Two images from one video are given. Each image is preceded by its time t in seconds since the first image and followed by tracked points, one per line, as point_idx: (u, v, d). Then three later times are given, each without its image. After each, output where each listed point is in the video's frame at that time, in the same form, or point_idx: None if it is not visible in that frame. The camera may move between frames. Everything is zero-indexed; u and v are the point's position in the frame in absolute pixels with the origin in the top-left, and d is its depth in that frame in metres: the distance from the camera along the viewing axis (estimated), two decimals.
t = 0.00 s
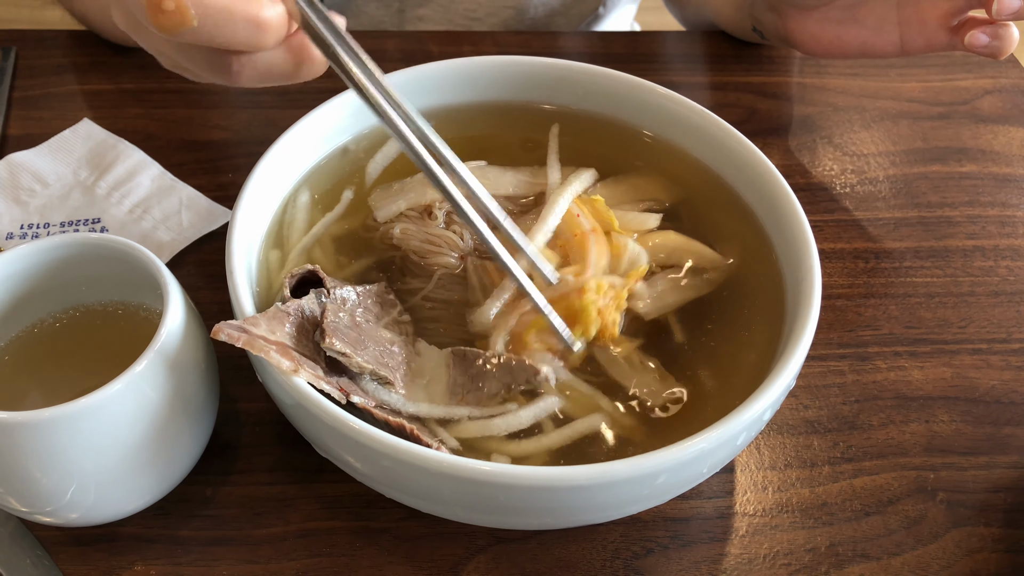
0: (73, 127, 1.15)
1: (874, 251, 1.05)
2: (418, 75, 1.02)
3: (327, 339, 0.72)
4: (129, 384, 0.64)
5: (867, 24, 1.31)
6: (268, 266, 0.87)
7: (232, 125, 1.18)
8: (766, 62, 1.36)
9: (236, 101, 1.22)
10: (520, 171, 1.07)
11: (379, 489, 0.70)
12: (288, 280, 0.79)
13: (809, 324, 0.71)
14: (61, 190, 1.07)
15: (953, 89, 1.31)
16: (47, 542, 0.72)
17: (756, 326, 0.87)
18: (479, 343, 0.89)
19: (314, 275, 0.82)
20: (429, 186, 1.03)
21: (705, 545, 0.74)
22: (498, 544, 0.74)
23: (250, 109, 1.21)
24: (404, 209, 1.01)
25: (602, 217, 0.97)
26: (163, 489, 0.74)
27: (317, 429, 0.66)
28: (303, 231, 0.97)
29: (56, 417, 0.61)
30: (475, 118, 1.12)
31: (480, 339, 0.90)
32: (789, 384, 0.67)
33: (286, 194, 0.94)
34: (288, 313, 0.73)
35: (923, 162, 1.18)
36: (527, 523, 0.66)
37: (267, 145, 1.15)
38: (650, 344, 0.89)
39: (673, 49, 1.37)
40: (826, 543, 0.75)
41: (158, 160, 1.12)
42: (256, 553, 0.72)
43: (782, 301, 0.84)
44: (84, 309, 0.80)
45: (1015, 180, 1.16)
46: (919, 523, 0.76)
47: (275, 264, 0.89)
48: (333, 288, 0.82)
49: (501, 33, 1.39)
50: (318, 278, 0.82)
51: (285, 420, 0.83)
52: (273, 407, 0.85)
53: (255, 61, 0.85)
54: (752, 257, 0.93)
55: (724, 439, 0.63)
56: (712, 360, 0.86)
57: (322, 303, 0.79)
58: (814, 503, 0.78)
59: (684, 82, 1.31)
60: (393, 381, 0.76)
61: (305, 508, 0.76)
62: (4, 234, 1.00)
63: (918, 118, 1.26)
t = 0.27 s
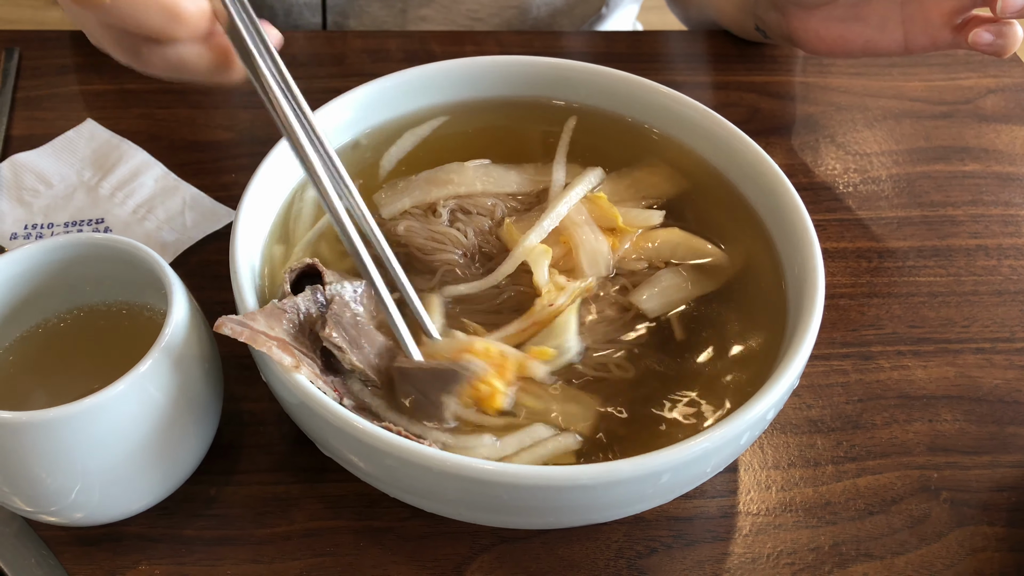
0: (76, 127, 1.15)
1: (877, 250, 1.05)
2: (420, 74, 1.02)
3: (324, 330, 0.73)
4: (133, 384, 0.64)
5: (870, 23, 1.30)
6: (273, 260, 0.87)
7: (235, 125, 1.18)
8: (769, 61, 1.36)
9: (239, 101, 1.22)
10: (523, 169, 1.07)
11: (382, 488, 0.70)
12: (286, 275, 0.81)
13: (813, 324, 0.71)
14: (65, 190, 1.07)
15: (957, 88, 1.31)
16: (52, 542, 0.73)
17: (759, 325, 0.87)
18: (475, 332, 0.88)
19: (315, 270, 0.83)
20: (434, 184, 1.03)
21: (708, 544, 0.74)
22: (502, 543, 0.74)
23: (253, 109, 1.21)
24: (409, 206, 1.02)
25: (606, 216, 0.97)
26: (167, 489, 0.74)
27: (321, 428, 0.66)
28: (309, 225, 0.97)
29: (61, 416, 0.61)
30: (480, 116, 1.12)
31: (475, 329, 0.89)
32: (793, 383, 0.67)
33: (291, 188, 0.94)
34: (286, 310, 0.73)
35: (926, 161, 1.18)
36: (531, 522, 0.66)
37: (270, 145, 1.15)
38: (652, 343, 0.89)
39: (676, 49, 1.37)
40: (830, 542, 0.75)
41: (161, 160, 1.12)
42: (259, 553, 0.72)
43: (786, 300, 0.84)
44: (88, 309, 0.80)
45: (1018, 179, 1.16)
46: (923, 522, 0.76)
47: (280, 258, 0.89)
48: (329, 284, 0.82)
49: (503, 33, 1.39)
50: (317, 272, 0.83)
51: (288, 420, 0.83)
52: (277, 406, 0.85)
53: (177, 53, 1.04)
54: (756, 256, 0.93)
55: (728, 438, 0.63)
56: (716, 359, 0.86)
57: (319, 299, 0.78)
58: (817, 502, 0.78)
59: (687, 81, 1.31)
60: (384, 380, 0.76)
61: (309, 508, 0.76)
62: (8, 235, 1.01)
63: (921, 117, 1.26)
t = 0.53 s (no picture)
0: (78, 127, 1.15)
1: (879, 250, 1.05)
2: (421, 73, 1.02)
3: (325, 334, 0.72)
4: (135, 385, 0.64)
5: (871, 22, 1.31)
6: (277, 261, 0.88)
7: (237, 125, 1.18)
8: (770, 62, 1.36)
9: (240, 101, 1.22)
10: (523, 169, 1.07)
11: (385, 490, 0.70)
12: (285, 275, 0.80)
13: (815, 324, 0.71)
14: (66, 190, 1.07)
15: (958, 88, 1.31)
16: (53, 542, 0.73)
17: (761, 325, 0.87)
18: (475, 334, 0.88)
19: (314, 270, 0.83)
20: (438, 185, 1.03)
21: (710, 545, 0.74)
22: (504, 544, 0.74)
23: (254, 109, 1.21)
24: (414, 207, 1.02)
25: (610, 215, 0.98)
26: (169, 490, 0.74)
27: (323, 429, 0.66)
28: (314, 225, 0.98)
29: (62, 417, 0.61)
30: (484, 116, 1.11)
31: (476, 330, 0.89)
32: (795, 383, 0.67)
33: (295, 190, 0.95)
34: (288, 310, 0.72)
35: (928, 161, 1.18)
36: (533, 523, 0.66)
37: (271, 146, 1.15)
38: (654, 346, 0.89)
39: (677, 49, 1.37)
40: (832, 543, 0.74)
41: (163, 160, 1.12)
42: (261, 554, 0.72)
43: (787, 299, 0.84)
44: (90, 310, 0.80)
45: (1020, 179, 1.16)
46: (925, 523, 0.76)
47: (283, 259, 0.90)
48: (330, 285, 0.82)
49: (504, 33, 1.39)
50: (317, 273, 0.83)
51: (290, 421, 0.83)
52: (278, 407, 0.85)
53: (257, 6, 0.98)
54: (757, 257, 0.93)
55: (731, 438, 0.63)
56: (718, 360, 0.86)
57: (318, 300, 0.78)
58: (819, 502, 0.78)
59: (688, 81, 1.31)
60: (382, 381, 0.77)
61: (310, 508, 0.76)
62: (9, 235, 1.01)
63: (922, 117, 1.26)
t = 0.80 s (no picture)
0: (78, 126, 1.15)
1: (880, 250, 1.05)
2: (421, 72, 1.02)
3: (326, 326, 0.72)
4: (136, 384, 0.64)
5: (871, 23, 1.30)
6: (277, 260, 0.88)
7: (237, 124, 1.18)
8: (771, 61, 1.36)
9: (241, 100, 1.22)
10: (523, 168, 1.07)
11: (386, 489, 0.70)
12: (287, 275, 0.79)
13: (816, 323, 0.71)
14: (67, 189, 1.07)
15: (959, 88, 1.31)
16: (54, 541, 0.72)
17: (764, 326, 0.86)
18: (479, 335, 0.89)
19: (314, 268, 0.82)
20: (442, 184, 1.02)
21: (712, 544, 0.74)
22: (505, 543, 0.74)
23: (255, 108, 1.21)
24: (418, 206, 1.01)
25: (624, 217, 0.97)
26: (170, 489, 0.74)
27: (324, 428, 0.66)
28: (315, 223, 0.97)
29: (63, 416, 0.61)
30: (489, 116, 1.12)
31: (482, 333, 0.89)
32: (797, 383, 0.67)
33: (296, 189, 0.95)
34: (289, 309, 0.72)
35: (929, 160, 1.18)
36: (534, 523, 0.66)
37: (272, 144, 1.15)
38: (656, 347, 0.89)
39: (678, 48, 1.37)
40: (833, 542, 0.74)
41: (164, 159, 1.12)
42: (262, 553, 0.72)
43: (789, 299, 0.84)
44: (90, 309, 0.80)
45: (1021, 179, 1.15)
46: (927, 522, 0.76)
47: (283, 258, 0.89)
48: (332, 283, 0.82)
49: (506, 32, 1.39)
50: (318, 271, 0.82)
51: (291, 420, 0.83)
52: (280, 406, 0.85)
53: (311, 41, 0.86)
54: (759, 257, 0.92)
55: (733, 438, 0.63)
56: (719, 360, 0.86)
57: (319, 298, 0.78)
58: (820, 502, 0.78)
59: (689, 80, 1.31)
60: (383, 379, 0.77)
61: (311, 507, 0.76)
62: (10, 234, 1.01)
63: (923, 117, 1.26)
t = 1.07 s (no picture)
0: (79, 123, 1.15)
1: (882, 247, 1.05)
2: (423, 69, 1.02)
3: (329, 321, 0.72)
4: (137, 380, 0.64)
5: (874, 20, 1.30)
6: (278, 255, 0.88)
7: (238, 121, 1.18)
8: (773, 58, 1.36)
9: (242, 97, 1.21)
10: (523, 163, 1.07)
11: (388, 486, 0.70)
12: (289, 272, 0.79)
13: (819, 320, 0.71)
14: (67, 186, 1.07)
15: (961, 85, 1.31)
16: (55, 539, 0.72)
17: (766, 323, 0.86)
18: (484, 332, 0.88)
19: (318, 266, 0.82)
20: (443, 181, 1.02)
21: (714, 541, 0.74)
22: (507, 541, 0.74)
23: (256, 106, 1.20)
24: (418, 203, 1.01)
25: (627, 211, 0.96)
26: (171, 486, 0.73)
27: (326, 425, 0.66)
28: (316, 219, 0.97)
29: (63, 413, 0.61)
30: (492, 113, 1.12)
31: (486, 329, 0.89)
32: (799, 380, 0.67)
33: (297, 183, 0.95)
34: (291, 305, 0.72)
35: (931, 158, 1.18)
36: (537, 520, 0.66)
37: (273, 142, 1.15)
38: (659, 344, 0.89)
39: (680, 45, 1.37)
40: (836, 540, 0.74)
41: (164, 156, 1.12)
42: (264, 550, 0.72)
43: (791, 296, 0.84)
44: (91, 306, 0.80)
45: None
46: (929, 520, 0.76)
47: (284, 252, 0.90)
48: (334, 279, 0.82)
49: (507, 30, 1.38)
50: (321, 268, 0.82)
51: (292, 417, 0.83)
52: (281, 403, 0.85)
53: None
54: (761, 255, 0.92)
55: (735, 435, 0.63)
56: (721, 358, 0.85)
57: (323, 295, 0.78)
58: (823, 500, 0.78)
59: (691, 78, 1.31)
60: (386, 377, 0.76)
61: (313, 505, 0.76)
62: (10, 231, 1.00)
63: (925, 114, 1.25)
